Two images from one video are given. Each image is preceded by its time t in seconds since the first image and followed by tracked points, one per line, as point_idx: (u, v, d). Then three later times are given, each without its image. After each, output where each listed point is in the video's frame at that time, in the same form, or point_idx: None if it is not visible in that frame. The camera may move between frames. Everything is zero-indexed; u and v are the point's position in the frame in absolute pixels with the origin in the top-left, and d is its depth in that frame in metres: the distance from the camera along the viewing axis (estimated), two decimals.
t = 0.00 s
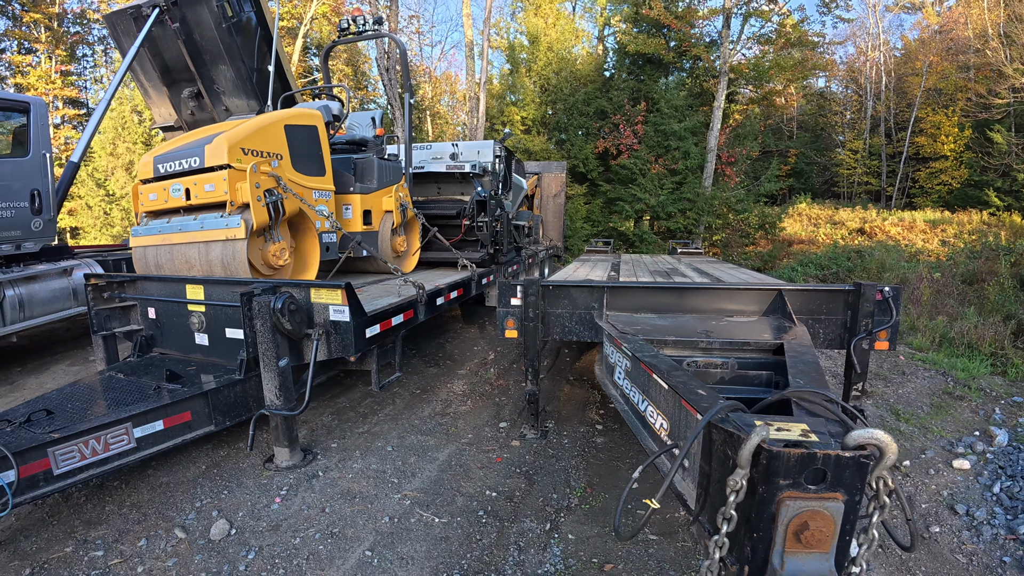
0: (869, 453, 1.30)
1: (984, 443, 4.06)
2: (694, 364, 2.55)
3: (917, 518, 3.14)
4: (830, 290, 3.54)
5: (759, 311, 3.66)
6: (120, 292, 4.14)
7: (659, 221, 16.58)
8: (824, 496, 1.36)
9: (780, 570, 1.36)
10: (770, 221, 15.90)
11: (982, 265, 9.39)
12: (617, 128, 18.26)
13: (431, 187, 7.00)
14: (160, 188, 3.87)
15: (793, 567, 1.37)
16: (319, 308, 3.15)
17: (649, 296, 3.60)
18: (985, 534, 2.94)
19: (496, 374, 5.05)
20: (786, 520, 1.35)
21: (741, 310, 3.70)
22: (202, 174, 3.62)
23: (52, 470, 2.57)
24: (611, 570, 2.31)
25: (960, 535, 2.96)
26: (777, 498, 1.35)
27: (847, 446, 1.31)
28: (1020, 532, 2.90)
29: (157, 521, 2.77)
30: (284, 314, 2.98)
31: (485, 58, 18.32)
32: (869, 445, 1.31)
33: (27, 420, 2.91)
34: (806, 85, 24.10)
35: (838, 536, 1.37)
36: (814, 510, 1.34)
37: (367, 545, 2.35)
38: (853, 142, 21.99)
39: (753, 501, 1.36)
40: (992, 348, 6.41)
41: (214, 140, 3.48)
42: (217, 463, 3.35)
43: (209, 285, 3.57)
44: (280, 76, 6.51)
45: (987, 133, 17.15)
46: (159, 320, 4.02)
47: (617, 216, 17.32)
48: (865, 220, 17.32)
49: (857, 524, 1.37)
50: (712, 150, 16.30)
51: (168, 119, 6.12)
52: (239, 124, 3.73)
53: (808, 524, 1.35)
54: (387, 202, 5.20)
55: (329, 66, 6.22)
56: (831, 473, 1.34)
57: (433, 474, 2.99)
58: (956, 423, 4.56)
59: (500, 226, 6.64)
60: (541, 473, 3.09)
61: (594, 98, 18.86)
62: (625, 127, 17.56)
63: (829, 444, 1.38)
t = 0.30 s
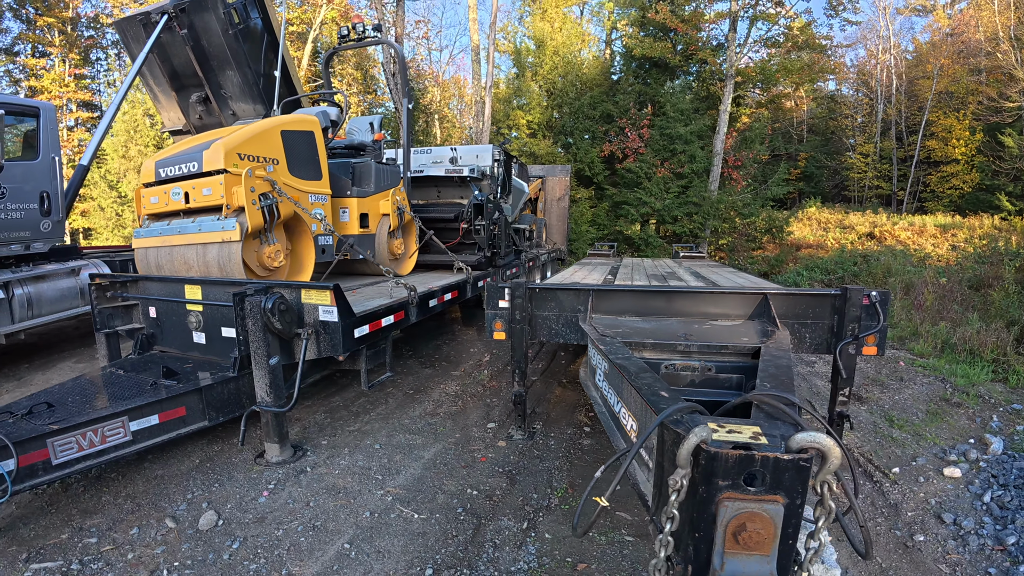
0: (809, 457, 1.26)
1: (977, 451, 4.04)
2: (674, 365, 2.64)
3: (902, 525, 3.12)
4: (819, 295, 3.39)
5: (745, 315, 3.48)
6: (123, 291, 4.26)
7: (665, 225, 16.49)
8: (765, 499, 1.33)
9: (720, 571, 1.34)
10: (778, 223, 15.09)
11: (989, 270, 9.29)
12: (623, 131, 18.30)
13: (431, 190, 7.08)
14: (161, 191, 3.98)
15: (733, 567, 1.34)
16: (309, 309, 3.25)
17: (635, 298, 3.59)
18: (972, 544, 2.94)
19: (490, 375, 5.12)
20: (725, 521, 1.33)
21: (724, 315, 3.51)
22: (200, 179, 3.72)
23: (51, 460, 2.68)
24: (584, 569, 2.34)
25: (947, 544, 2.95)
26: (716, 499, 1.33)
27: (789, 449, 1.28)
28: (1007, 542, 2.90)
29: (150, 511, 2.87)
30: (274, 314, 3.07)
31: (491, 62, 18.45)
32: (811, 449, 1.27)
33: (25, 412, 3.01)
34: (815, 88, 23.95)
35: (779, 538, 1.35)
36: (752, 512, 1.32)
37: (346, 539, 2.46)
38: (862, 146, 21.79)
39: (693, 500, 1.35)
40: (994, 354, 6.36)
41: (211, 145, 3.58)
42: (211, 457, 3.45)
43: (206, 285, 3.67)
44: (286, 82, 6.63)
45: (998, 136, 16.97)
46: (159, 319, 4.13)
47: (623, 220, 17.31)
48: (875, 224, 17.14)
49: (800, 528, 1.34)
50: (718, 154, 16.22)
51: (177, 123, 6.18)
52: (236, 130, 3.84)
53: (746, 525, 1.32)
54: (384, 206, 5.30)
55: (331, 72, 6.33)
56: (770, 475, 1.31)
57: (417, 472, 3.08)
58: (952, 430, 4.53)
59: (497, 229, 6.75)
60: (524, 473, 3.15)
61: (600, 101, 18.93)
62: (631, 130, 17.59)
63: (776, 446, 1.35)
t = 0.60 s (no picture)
0: (783, 468, 1.22)
1: (983, 460, 3.96)
2: (666, 369, 2.62)
3: (902, 536, 3.05)
4: (818, 299, 3.31)
5: (743, 318, 3.41)
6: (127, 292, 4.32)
7: (674, 228, 16.39)
8: (736, 510, 1.28)
9: None
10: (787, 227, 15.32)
11: (1003, 274, 9.11)
12: (632, 133, 18.25)
13: (434, 192, 7.10)
14: (163, 194, 4.04)
15: None
16: (305, 310, 3.28)
17: (632, 301, 3.54)
18: (974, 556, 2.87)
19: (490, 377, 5.11)
20: (695, 532, 1.29)
21: (721, 318, 3.46)
22: (200, 181, 3.76)
23: (49, 455, 2.72)
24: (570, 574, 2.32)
25: (947, 556, 2.89)
26: (687, 509, 1.29)
27: (765, 459, 1.24)
28: (1010, 556, 2.83)
29: (145, 507, 2.91)
30: (269, 315, 3.09)
31: (499, 64, 18.47)
32: (786, 458, 1.23)
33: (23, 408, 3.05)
34: (826, 89, 23.72)
35: (752, 552, 1.29)
36: (723, 524, 1.28)
37: (334, 539, 2.50)
38: (875, 148, 21.52)
39: (664, 509, 1.31)
40: (1006, 360, 6.23)
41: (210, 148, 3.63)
42: (208, 455, 3.48)
43: (204, 286, 3.71)
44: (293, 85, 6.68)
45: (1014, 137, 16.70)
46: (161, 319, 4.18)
47: (632, 222, 17.24)
48: (887, 227, 16.91)
49: (776, 540, 1.28)
50: (728, 155, 16.06)
51: (186, 126, 6.25)
52: (236, 133, 3.88)
53: (717, 537, 1.28)
54: (385, 208, 5.32)
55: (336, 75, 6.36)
56: (744, 486, 1.26)
57: (409, 474, 3.10)
58: (958, 438, 4.44)
59: (500, 231, 6.68)
60: (516, 477, 3.15)
61: (608, 103, 18.91)
62: (639, 132, 17.55)
63: (752, 456, 1.31)
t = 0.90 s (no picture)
0: (783, 494, 1.10)
1: (1004, 472, 3.77)
2: (666, 376, 2.47)
3: (916, 553, 2.89)
4: (829, 301, 3.14)
5: (750, 321, 3.24)
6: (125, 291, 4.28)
7: (686, 229, 16.18)
8: (728, 539, 1.16)
9: None
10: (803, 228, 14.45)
11: None
12: (643, 134, 18.07)
13: (439, 192, 7.03)
14: (160, 193, 4.00)
15: None
16: (297, 310, 3.22)
17: (635, 303, 3.41)
18: None
19: (491, 381, 5.01)
20: (682, 562, 1.17)
21: (729, 322, 3.29)
22: (196, 180, 3.72)
23: (39, 455, 2.68)
24: None
25: None
26: (673, 537, 1.18)
27: (763, 484, 1.12)
28: None
29: (133, 508, 2.85)
30: (259, 315, 3.02)
31: (509, 65, 18.41)
32: (785, 484, 1.12)
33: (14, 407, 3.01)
34: (841, 88, 23.32)
35: None
36: (713, 554, 1.16)
37: (318, 547, 2.43)
38: (891, 148, 21.10)
39: (649, 535, 1.20)
40: None
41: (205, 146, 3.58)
42: (200, 457, 3.42)
43: (199, 285, 3.66)
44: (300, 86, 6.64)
45: None
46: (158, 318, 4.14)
47: (643, 224, 17.06)
48: (904, 229, 16.54)
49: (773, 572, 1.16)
50: (740, 156, 15.81)
51: (195, 127, 6.23)
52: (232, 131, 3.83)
53: (705, 569, 1.17)
54: (387, 207, 5.25)
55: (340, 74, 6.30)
56: (737, 513, 1.14)
57: (401, 481, 3.02)
58: (977, 448, 4.25)
59: (505, 231, 6.60)
60: (512, 484, 3.04)
61: (619, 104, 18.73)
62: (650, 133, 17.37)
63: (749, 478, 1.20)
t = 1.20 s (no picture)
0: (791, 550, 1.05)
1: None
2: (675, 394, 2.39)
3: None
4: (850, 313, 2.97)
5: (766, 333, 3.10)
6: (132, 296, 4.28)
7: (702, 232, 15.91)
8: None
9: None
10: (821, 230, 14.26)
11: None
12: (659, 135, 17.85)
13: (450, 196, 6.89)
14: (166, 198, 3.99)
15: None
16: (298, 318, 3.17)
17: (645, 313, 3.29)
18: None
19: (497, 389, 4.92)
20: None
21: (744, 334, 3.15)
22: (200, 185, 3.69)
23: (40, 460, 2.65)
24: None
25: None
26: None
27: (769, 542, 1.07)
28: None
29: (133, 516, 2.81)
30: (259, 323, 2.96)
31: (523, 66, 18.33)
32: (792, 540, 1.06)
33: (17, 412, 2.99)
34: (862, 88, 22.81)
35: None
36: None
37: (312, 563, 2.36)
38: (912, 149, 20.57)
39: None
40: None
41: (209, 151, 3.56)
42: (201, 464, 3.38)
43: (203, 291, 3.64)
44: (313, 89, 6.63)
45: None
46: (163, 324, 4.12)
47: (658, 226, 16.85)
48: (927, 231, 16.06)
49: None
50: (758, 157, 15.52)
51: (210, 131, 6.24)
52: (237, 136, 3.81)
53: None
54: (394, 212, 5.19)
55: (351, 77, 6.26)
56: (740, 568, 1.09)
57: (401, 494, 2.94)
58: (1004, 465, 4.03)
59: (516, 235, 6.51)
60: (515, 500, 2.94)
61: (635, 105, 18.52)
62: (666, 134, 17.14)
63: (754, 527, 1.16)
